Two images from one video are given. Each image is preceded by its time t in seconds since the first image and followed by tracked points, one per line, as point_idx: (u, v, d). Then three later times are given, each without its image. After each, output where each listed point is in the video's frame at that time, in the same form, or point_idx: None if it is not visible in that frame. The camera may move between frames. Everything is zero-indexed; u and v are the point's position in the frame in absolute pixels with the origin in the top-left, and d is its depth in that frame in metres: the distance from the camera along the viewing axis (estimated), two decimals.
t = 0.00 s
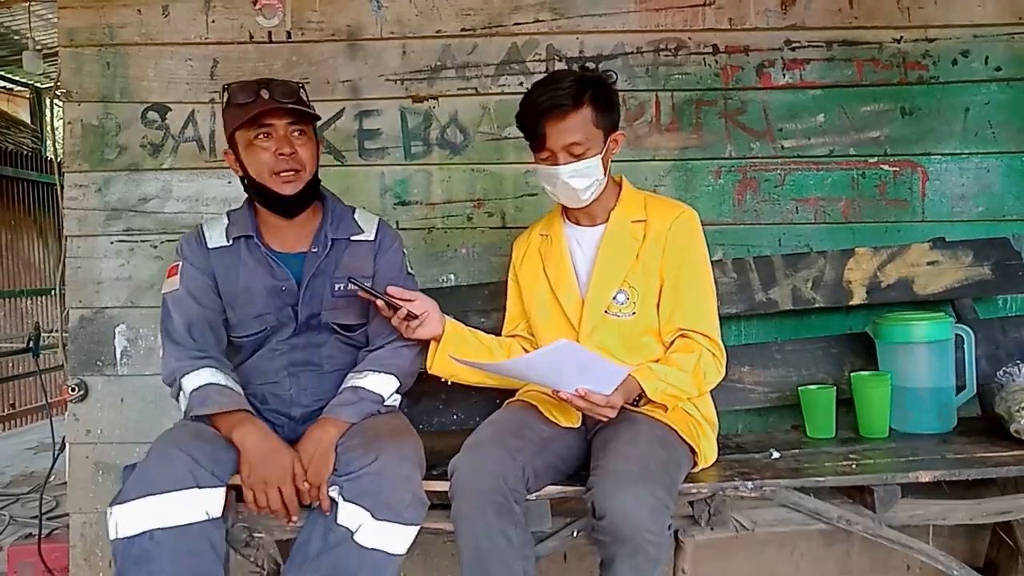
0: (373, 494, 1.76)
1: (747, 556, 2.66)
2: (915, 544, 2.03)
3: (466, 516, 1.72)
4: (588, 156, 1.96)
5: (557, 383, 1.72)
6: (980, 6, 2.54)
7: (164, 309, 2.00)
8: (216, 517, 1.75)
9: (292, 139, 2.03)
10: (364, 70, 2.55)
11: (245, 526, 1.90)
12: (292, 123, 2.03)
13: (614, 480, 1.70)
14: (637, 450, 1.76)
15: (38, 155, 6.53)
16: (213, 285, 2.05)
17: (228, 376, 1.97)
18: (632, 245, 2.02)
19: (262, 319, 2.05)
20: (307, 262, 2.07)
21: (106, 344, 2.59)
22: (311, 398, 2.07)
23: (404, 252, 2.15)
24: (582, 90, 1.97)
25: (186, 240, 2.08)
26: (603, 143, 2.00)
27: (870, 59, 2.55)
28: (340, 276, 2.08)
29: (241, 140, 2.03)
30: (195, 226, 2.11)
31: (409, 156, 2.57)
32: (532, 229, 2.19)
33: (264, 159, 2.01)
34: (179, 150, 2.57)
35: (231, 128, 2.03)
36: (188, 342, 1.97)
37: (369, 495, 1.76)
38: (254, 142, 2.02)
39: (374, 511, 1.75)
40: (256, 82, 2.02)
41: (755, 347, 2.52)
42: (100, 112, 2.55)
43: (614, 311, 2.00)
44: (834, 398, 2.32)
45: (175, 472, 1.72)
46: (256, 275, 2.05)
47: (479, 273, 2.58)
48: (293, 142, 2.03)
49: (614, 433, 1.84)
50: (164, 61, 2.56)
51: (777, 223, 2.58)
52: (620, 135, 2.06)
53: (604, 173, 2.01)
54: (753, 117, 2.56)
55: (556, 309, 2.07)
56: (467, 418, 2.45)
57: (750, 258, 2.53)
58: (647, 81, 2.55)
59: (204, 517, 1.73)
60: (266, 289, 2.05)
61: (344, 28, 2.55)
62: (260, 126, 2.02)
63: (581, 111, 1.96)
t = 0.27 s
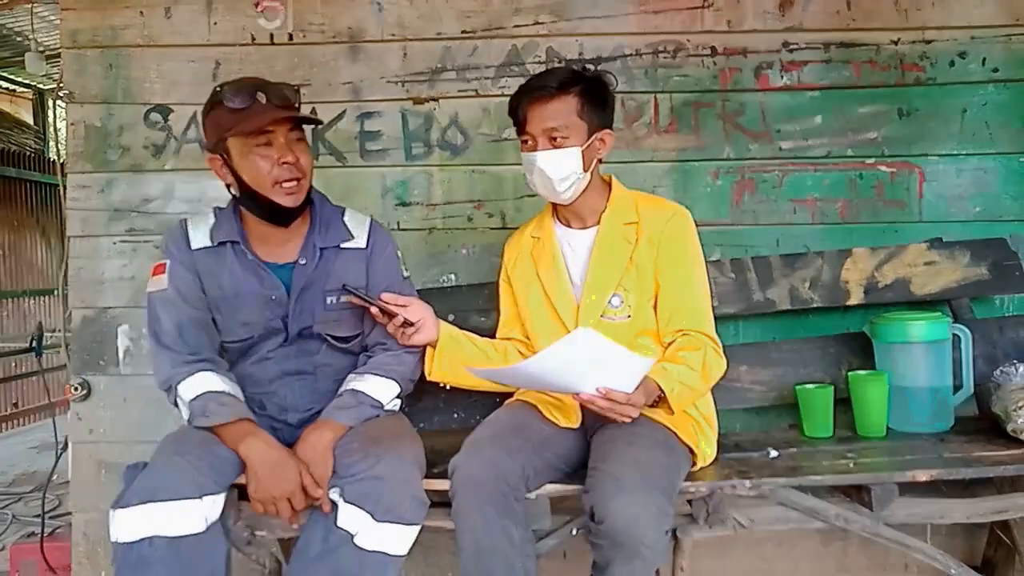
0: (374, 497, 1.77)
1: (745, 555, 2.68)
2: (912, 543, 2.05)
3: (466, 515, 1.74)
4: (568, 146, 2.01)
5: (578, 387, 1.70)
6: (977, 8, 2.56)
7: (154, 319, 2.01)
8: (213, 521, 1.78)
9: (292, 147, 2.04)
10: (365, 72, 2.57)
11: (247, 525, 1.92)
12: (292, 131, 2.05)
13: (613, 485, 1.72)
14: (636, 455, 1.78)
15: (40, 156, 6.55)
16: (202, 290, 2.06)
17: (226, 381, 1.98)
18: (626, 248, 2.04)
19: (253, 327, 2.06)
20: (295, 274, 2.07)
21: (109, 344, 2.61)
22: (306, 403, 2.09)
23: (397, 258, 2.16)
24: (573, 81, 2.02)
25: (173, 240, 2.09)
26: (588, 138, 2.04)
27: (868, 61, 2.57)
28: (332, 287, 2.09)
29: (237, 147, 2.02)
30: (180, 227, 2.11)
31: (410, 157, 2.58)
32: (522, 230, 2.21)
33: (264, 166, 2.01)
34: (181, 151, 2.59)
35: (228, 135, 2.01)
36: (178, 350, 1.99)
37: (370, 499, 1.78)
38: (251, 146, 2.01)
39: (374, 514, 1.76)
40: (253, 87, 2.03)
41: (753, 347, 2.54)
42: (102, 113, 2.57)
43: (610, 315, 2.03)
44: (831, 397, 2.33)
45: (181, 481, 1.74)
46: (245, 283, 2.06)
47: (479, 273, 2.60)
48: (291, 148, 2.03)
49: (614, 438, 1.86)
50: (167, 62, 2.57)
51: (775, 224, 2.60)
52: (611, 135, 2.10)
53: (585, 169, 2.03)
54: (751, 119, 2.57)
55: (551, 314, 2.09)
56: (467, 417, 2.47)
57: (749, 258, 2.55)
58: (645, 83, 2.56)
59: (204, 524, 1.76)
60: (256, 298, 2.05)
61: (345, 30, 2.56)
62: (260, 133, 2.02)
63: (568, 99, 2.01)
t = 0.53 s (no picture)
0: (374, 497, 1.78)
1: (745, 554, 2.68)
2: (913, 543, 2.05)
3: (465, 516, 1.74)
4: (552, 143, 2.01)
5: (594, 404, 1.72)
6: (977, 8, 2.56)
7: (157, 321, 2.01)
8: (214, 522, 1.79)
9: (303, 157, 2.04)
10: (365, 72, 2.57)
11: (247, 524, 1.92)
12: (302, 140, 2.04)
13: (613, 490, 1.72)
14: (636, 459, 1.78)
15: (40, 155, 6.55)
16: (204, 291, 2.06)
17: (229, 382, 1.98)
18: (620, 250, 2.04)
19: (255, 328, 2.07)
20: (299, 275, 2.07)
21: (109, 344, 2.61)
22: (308, 403, 2.10)
23: (399, 258, 2.16)
24: (562, 79, 2.02)
25: (174, 241, 2.09)
26: (574, 137, 2.04)
27: (867, 61, 2.57)
28: (335, 288, 2.09)
29: (248, 161, 2.00)
30: (182, 229, 2.11)
31: (410, 157, 2.58)
32: (513, 231, 2.20)
33: (278, 178, 2.01)
34: (181, 151, 2.59)
35: (239, 148, 2.00)
36: (181, 351, 1.98)
37: (370, 499, 1.78)
38: (263, 158, 2.00)
39: (375, 514, 1.76)
40: (261, 97, 2.02)
41: (753, 347, 2.54)
42: (102, 113, 2.57)
43: (605, 318, 2.03)
44: (832, 397, 2.33)
45: (185, 482, 1.75)
46: (248, 284, 2.06)
47: (479, 273, 2.60)
48: (303, 157, 2.03)
49: (614, 441, 1.85)
50: (167, 62, 2.57)
51: (775, 224, 2.60)
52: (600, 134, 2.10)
53: (570, 169, 2.03)
54: (751, 119, 2.57)
55: (546, 317, 2.08)
56: (467, 417, 2.47)
57: (749, 258, 2.55)
58: (645, 83, 2.56)
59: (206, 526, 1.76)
60: (259, 299, 2.06)
61: (345, 30, 2.56)
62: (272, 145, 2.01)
63: (552, 96, 2.02)
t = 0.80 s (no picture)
0: (376, 495, 1.79)
1: (744, 553, 2.69)
2: (911, 541, 2.06)
3: (465, 515, 1.75)
4: (552, 146, 2.02)
5: (591, 403, 1.72)
6: (975, 10, 2.57)
7: (164, 319, 2.01)
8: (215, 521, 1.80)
9: (304, 149, 2.06)
10: (366, 73, 2.58)
11: (249, 523, 1.93)
12: (303, 133, 2.07)
13: (612, 490, 1.74)
14: (634, 458, 1.79)
15: (41, 155, 6.56)
16: (210, 289, 2.07)
17: (234, 382, 1.98)
18: (620, 251, 2.05)
19: (260, 325, 2.08)
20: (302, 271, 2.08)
21: (111, 343, 2.62)
22: (312, 399, 2.11)
23: (400, 256, 2.17)
24: (563, 82, 2.04)
25: (179, 241, 2.10)
26: (574, 139, 2.04)
27: (866, 62, 2.58)
28: (338, 285, 2.11)
29: (250, 151, 2.03)
30: (187, 228, 2.13)
31: (410, 158, 2.60)
32: (513, 232, 2.21)
33: (279, 168, 2.03)
34: (182, 152, 2.60)
35: (241, 139, 2.03)
36: (188, 349, 1.99)
37: (372, 497, 1.79)
38: (264, 148, 2.03)
39: (376, 512, 1.77)
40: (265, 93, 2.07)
41: (752, 347, 2.55)
42: (104, 114, 2.59)
43: (605, 319, 2.03)
44: (830, 397, 2.34)
45: (188, 480, 1.76)
46: (252, 282, 2.07)
47: (479, 273, 2.61)
48: (304, 150, 2.06)
49: (611, 441, 1.87)
50: (168, 64, 2.59)
51: (774, 224, 2.61)
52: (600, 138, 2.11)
53: (570, 171, 2.04)
54: (750, 120, 2.59)
55: (546, 318, 2.09)
56: (467, 417, 2.48)
57: (748, 258, 2.56)
58: (645, 84, 2.57)
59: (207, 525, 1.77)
60: (263, 296, 2.07)
61: (346, 31, 2.58)
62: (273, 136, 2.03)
63: (555, 98, 2.03)
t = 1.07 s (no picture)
0: (375, 495, 1.77)
1: (745, 554, 2.68)
2: (912, 543, 2.05)
3: (466, 517, 1.74)
4: (546, 141, 2.03)
5: (594, 405, 1.72)
6: (976, 8, 2.56)
7: (167, 316, 2.00)
8: (207, 521, 1.79)
9: (299, 141, 2.06)
10: (365, 72, 2.57)
11: (247, 524, 1.92)
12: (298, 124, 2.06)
13: (614, 491, 1.73)
14: (637, 459, 1.78)
15: (40, 155, 6.55)
16: (212, 286, 2.06)
17: (237, 382, 1.97)
18: (626, 251, 2.04)
19: (261, 322, 2.07)
20: (300, 267, 2.07)
21: (109, 343, 2.61)
22: (312, 397, 2.09)
23: (399, 252, 2.16)
24: (573, 78, 2.04)
25: (179, 238, 2.09)
26: (570, 138, 2.04)
27: (867, 60, 2.57)
28: (337, 281, 2.10)
29: (246, 143, 2.03)
30: (185, 228, 2.12)
31: (410, 157, 2.58)
32: (519, 228, 2.20)
33: (275, 159, 2.02)
34: (181, 151, 2.59)
35: (236, 132, 2.02)
36: (190, 346, 1.98)
37: (371, 497, 1.78)
38: (260, 140, 2.02)
39: (376, 512, 1.76)
40: (260, 84, 2.05)
41: (753, 347, 2.54)
42: (103, 113, 2.57)
43: (610, 319, 2.02)
44: (831, 397, 2.33)
45: (182, 481, 1.75)
46: (252, 279, 2.06)
47: (479, 273, 2.60)
48: (299, 142, 2.05)
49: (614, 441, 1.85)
50: (167, 62, 2.58)
51: (776, 224, 2.60)
52: (604, 142, 2.09)
53: (563, 171, 2.04)
54: (751, 119, 2.57)
55: (550, 317, 2.08)
56: (467, 417, 2.47)
57: (749, 258, 2.55)
58: (646, 83, 2.56)
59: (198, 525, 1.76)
60: (263, 293, 2.06)
61: (345, 30, 2.57)
62: (269, 128, 2.03)
63: (556, 94, 2.04)
